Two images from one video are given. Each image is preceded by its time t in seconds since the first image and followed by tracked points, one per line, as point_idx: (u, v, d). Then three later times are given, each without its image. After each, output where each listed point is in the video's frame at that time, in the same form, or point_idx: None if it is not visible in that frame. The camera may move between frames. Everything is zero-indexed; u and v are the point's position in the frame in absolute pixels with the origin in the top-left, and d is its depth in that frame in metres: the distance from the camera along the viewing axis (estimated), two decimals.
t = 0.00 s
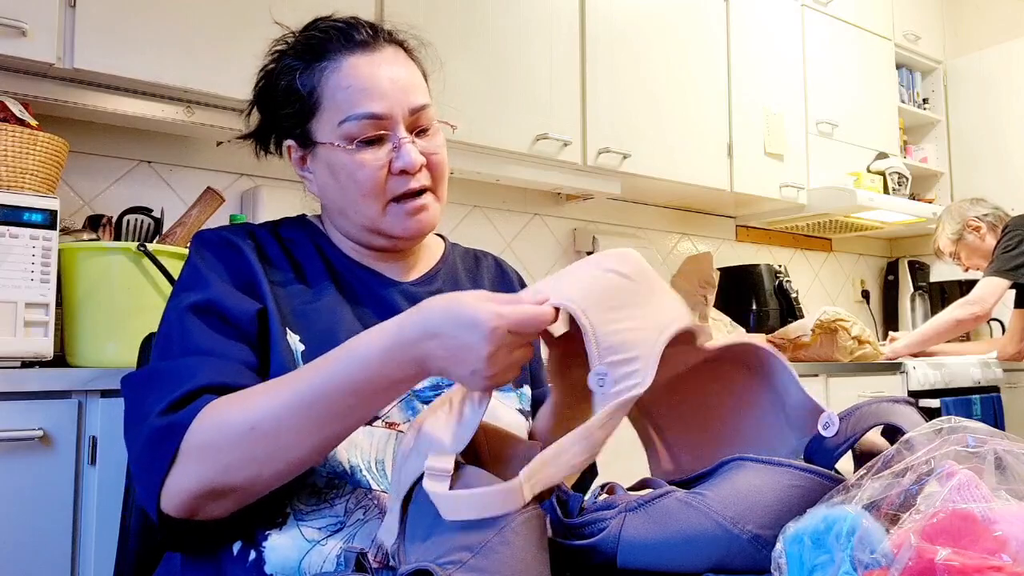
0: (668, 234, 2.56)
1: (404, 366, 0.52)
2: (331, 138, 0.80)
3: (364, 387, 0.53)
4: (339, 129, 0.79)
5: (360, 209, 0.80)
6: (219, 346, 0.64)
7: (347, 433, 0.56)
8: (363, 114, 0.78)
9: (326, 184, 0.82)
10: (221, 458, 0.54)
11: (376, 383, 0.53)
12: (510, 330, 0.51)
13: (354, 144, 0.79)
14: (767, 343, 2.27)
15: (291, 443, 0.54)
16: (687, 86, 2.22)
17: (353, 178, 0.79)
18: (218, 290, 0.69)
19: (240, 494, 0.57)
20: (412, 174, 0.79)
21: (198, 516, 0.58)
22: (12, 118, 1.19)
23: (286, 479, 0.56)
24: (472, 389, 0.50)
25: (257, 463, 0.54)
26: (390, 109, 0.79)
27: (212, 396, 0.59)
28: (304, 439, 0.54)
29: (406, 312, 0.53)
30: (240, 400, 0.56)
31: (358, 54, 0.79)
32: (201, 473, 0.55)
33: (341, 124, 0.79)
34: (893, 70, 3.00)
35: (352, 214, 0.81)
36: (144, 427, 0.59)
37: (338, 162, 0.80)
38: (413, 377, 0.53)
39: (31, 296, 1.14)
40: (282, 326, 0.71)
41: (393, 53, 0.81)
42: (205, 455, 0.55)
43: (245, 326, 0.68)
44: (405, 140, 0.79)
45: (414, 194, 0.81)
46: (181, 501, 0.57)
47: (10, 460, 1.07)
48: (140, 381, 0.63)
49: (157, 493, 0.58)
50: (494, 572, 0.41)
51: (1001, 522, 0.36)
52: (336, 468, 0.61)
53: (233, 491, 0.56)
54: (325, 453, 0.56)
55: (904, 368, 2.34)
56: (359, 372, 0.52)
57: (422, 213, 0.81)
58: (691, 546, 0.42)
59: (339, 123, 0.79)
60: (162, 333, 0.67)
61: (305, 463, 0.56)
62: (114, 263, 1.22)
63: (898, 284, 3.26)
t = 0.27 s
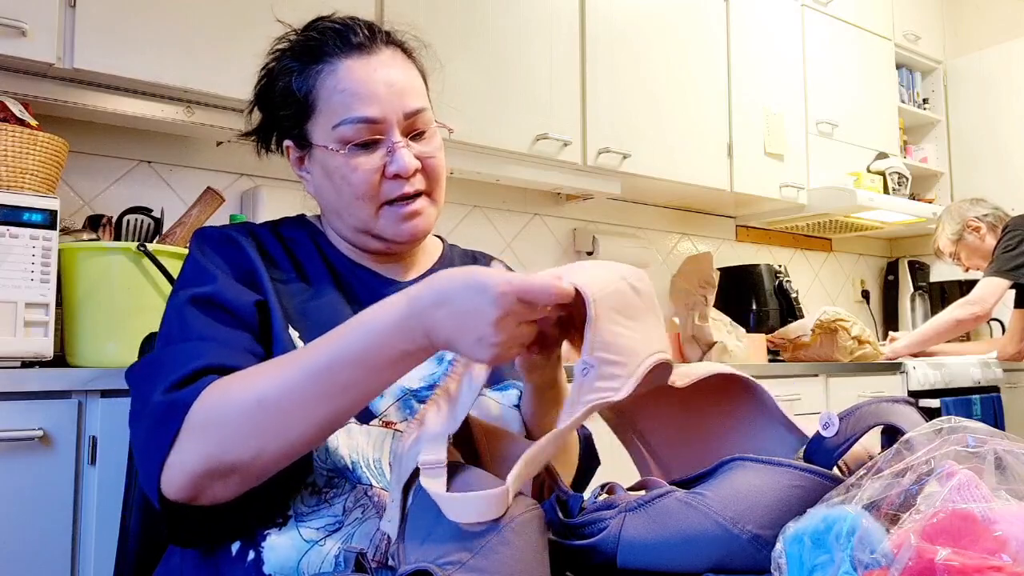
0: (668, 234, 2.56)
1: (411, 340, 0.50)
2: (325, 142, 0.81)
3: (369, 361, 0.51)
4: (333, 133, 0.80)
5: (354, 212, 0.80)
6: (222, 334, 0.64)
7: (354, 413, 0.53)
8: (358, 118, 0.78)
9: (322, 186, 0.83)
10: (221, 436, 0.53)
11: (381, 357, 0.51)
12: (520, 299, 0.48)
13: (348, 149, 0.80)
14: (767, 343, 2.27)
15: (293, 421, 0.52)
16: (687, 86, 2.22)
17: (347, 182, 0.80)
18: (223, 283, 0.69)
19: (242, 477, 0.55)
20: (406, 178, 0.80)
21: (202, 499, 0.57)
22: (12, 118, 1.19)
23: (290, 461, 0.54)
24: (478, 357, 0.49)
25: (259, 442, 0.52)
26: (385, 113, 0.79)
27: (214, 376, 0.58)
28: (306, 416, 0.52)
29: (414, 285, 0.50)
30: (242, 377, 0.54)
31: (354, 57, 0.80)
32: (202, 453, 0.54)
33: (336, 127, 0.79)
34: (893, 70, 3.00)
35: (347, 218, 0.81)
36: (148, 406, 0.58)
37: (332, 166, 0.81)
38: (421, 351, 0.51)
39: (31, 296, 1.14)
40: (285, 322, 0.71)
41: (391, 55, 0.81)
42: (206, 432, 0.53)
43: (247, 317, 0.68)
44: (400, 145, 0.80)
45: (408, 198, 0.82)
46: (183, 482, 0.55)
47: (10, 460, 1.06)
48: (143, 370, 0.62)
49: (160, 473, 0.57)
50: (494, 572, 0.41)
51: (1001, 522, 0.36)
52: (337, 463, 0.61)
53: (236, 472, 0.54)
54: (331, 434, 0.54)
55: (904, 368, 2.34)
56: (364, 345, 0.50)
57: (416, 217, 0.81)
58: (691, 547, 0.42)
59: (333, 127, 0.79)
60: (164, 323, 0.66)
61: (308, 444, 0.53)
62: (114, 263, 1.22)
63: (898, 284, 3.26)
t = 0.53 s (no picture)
0: (668, 234, 2.56)
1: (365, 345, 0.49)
2: (324, 142, 0.80)
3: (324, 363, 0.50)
4: (331, 133, 0.79)
5: (353, 212, 0.80)
6: (200, 337, 0.63)
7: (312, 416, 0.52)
8: (356, 119, 0.77)
9: (320, 186, 0.83)
10: (179, 436, 0.52)
11: (334, 358, 0.50)
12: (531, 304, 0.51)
13: (346, 149, 0.79)
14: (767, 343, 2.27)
15: (247, 420, 0.51)
16: (688, 87, 2.22)
17: (345, 183, 0.79)
18: (209, 287, 0.69)
19: (205, 478, 0.53)
20: (404, 179, 0.79)
21: (165, 502, 0.55)
22: (12, 118, 1.19)
23: (248, 465, 0.53)
24: (440, 366, 0.47)
25: (214, 442, 0.51)
26: (384, 115, 0.78)
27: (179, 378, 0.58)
28: (258, 415, 0.51)
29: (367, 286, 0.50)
30: (202, 378, 0.53)
31: (354, 57, 0.79)
32: (163, 453, 0.53)
33: (334, 128, 0.79)
34: (893, 70, 3.00)
35: (345, 217, 0.81)
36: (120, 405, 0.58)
37: (330, 166, 0.80)
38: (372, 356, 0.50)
39: (31, 296, 1.14)
40: (276, 323, 0.71)
41: (390, 56, 0.81)
42: (166, 431, 0.53)
43: (231, 321, 0.67)
44: (398, 146, 0.79)
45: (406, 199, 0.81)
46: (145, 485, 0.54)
47: (10, 460, 1.06)
48: (129, 369, 0.63)
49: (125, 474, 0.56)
50: (495, 572, 0.41)
51: (1000, 522, 0.36)
52: (334, 468, 0.61)
53: (195, 474, 0.53)
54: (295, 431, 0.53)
55: (904, 368, 2.34)
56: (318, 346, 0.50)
57: (414, 218, 0.81)
58: (692, 546, 0.42)
59: (332, 127, 0.79)
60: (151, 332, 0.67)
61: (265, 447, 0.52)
62: (114, 263, 1.22)
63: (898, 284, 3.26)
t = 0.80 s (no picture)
0: (668, 234, 2.56)
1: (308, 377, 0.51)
2: (325, 139, 0.80)
3: (272, 395, 0.52)
4: (332, 130, 0.79)
5: (352, 210, 0.80)
6: (180, 353, 0.64)
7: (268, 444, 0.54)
8: (359, 117, 0.78)
9: (319, 182, 0.83)
10: (144, 464, 0.55)
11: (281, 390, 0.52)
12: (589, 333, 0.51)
13: (347, 146, 0.79)
14: (767, 343, 2.26)
15: (204, 449, 0.53)
16: (688, 87, 2.22)
17: (345, 180, 0.79)
18: (193, 298, 0.68)
19: (173, 501, 0.56)
20: (404, 178, 0.79)
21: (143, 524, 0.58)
22: (12, 119, 1.19)
23: (212, 487, 0.55)
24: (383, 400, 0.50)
25: (176, 470, 0.54)
26: (386, 113, 0.78)
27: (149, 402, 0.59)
28: (215, 444, 0.53)
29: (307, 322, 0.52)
30: (162, 406, 0.56)
31: (358, 55, 0.79)
32: (132, 478, 0.55)
33: (336, 125, 0.79)
34: (893, 70, 3.00)
35: (344, 215, 0.81)
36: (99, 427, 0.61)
37: (331, 163, 0.80)
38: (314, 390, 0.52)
39: (31, 296, 1.14)
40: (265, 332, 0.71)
41: (395, 56, 0.81)
42: (133, 458, 0.55)
43: (217, 333, 0.67)
44: (399, 146, 0.79)
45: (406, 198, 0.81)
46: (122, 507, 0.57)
47: (10, 460, 1.06)
48: (115, 385, 0.64)
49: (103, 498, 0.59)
50: (495, 572, 0.41)
51: (1000, 522, 0.36)
52: (326, 475, 0.61)
53: (162, 499, 0.56)
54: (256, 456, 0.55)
55: (904, 368, 2.34)
56: (266, 379, 0.52)
57: (413, 218, 0.81)
58: (691, 546, 0.42)
59: (334, 124, 0.79)
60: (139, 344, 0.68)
61: (224, 474, 0.54)
62: (114, 263, 1.22)
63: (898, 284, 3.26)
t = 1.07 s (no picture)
0: (668, 234, 2.56)
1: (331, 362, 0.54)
2: (358, 132, 0.79)
3: (295, 384, 0.54)
4: (370, 125, 0.79)
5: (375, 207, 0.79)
6: (181, 357, 0.64)
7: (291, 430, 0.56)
8: (402, 116, 0.78)
9: (342, 175, 0.81)
10: (168, 460, 0.55)
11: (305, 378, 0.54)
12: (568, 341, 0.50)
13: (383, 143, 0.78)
14: (767, 343, 2.26)
15: (232, 440, 0.54)
16: (687, 86, 2.22)
17: (375, 176, 0.78)
18: (193, 303, 0.68)
19: (193, 498, 0.56)
20: (436, 182, 0.80)
21: (160, 526, 0.58)
22: (12, 118, 1.19)
23: (234, 481, 0.56)
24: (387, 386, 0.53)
25: (201, 464, 0.55)
26: (427, 116, 0.79)
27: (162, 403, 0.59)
28: (243, 435, 0.54)
29: (319, 315, 0.55)
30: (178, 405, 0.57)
31: (403, 56, 0.79)
32: (151, 479, 0.55)
33: (376, 121, 0.78)
34: (893, 70, 3.00)
35: (365, 210, 0.80)
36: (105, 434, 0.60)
37: (361, 157, 0.79)
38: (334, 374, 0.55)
39: (31, 296, 1.14)
40: (265, 334, 0.72)
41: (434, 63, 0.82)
42: (155, 457, 0.55)
43: (219, 338, 0.68)
44: (433, 150, 0.79)
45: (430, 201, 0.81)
46: (139, 511, 0.57)
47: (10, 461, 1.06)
48: (113, 392, 0.63)
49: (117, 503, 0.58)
50: (495, 571, 0.41)
51: (1000, 522, 0.36)
52: (327, 479, 0.61)
53: (183, 496, 0.56)
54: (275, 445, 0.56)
55: (904, 368, 2.34)
56: (292, 368, 0.54)
57: (435, 222, 0.81)
58: (691, 547, 0.42)
59: (373, 120, 0.78)
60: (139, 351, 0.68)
61: (251, 464, 0.55)
62: (114, 263, 1.22)
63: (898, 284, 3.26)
